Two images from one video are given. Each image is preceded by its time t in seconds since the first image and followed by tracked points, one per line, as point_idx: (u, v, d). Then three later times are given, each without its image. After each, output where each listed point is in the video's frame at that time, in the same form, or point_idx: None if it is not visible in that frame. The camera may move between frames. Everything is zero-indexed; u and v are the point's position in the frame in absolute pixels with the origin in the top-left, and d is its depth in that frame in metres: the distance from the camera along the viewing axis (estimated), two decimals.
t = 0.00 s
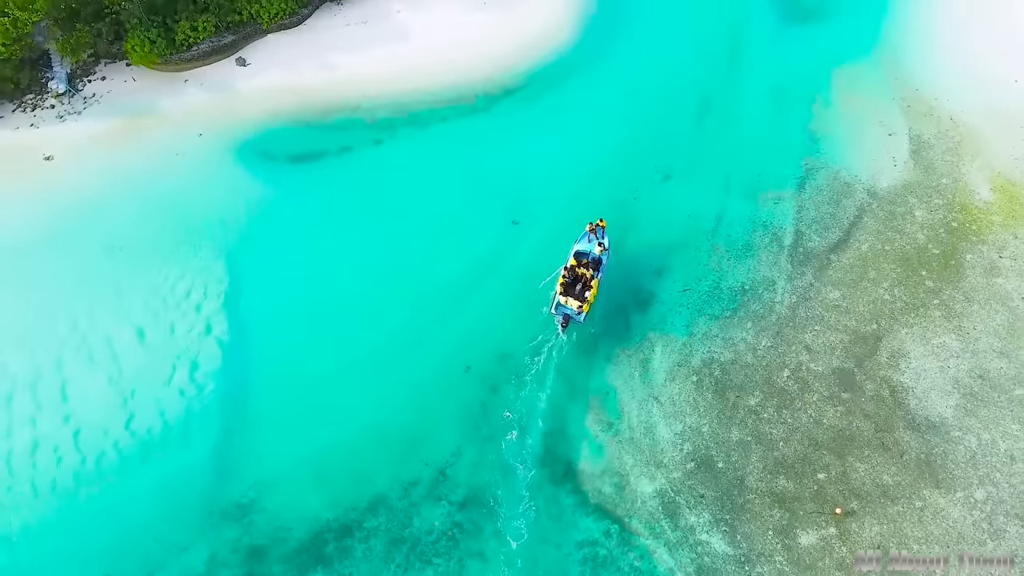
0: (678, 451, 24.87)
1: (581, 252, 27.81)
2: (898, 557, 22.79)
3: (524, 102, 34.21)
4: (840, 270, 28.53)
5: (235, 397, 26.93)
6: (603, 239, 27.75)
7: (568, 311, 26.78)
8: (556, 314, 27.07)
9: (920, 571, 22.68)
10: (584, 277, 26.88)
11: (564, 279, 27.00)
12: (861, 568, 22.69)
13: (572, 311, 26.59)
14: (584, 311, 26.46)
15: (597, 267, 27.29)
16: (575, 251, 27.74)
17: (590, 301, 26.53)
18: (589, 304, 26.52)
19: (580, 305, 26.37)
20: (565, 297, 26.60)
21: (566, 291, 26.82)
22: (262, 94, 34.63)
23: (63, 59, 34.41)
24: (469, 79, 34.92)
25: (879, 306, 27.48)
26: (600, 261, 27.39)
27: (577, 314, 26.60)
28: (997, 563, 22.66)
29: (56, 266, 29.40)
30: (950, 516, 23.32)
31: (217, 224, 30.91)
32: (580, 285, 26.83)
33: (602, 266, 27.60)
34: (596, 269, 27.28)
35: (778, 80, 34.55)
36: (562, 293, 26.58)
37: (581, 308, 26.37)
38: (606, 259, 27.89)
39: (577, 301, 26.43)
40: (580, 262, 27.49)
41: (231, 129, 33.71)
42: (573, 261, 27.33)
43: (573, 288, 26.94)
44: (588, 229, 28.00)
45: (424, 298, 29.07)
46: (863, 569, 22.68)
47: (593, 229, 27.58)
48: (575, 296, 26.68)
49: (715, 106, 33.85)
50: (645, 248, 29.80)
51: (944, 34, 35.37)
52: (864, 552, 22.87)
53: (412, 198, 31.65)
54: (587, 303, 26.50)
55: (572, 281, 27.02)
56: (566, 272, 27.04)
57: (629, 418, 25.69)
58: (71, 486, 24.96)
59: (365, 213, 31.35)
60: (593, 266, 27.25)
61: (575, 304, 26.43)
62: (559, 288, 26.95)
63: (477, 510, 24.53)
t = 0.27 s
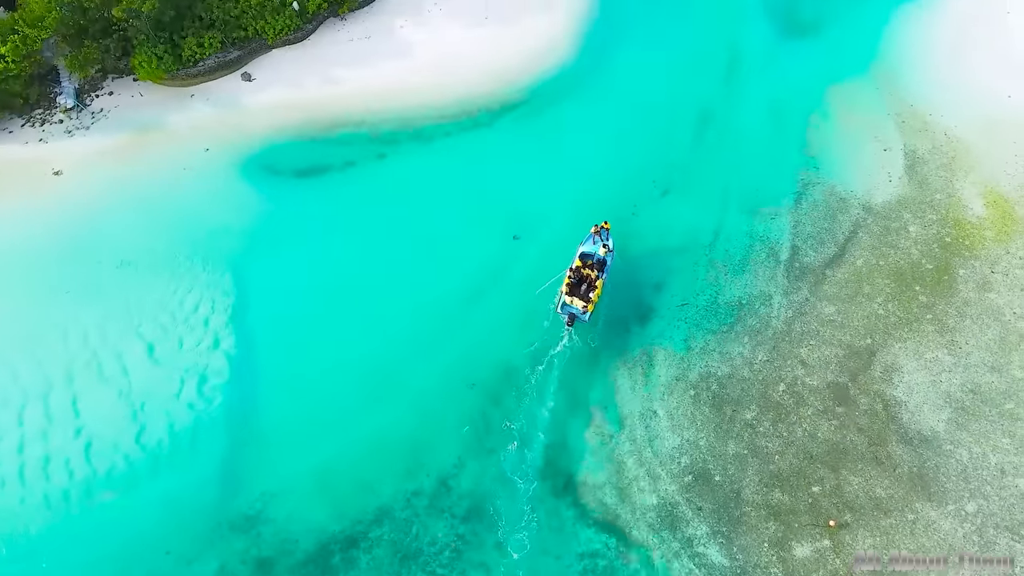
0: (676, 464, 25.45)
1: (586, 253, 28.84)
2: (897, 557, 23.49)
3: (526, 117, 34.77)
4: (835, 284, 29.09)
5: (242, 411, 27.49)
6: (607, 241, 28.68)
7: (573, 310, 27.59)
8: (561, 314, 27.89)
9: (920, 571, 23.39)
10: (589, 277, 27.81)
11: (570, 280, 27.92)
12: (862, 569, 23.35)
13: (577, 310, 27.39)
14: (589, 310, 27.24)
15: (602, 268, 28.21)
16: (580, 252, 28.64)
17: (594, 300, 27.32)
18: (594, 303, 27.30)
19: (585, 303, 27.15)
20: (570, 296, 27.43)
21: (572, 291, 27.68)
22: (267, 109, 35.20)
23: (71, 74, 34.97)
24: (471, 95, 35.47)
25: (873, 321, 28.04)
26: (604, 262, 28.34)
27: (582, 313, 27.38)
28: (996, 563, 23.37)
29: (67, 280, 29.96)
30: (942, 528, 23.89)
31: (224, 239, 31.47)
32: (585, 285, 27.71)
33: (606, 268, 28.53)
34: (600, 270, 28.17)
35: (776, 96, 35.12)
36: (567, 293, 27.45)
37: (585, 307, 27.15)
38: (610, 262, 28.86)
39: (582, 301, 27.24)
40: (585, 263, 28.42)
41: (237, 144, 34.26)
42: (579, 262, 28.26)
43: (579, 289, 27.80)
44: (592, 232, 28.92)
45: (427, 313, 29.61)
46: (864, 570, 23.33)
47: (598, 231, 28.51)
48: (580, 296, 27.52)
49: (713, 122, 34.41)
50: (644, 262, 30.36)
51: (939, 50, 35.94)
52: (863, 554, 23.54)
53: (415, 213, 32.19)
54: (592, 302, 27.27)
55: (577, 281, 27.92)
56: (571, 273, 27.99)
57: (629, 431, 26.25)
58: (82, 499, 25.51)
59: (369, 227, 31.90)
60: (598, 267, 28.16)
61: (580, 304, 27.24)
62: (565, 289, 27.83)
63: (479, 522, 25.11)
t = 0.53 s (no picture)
0: (674, 473, 26.00)
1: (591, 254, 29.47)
2: (897, 557, 24.18)
3: (527, 129, 35.31)
4: (831, 296, 29.64)
5: (249, 420, 28.03)
6: (612, 242, 29.22)
7: (578, 308, 28.20)
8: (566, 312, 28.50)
9: (920, 571, 24.01)
10: (593, 277, 28.67)
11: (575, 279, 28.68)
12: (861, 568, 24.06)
13: (582, 309, 27.96)
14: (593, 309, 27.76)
15: (606, 268, 28.96)
16: (585, 252, 29.41)
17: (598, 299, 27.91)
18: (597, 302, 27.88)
19: (589, 302, 27.72)
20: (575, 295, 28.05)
21: (577, 290, 28.35)
22: (272, 121, 35.76)
23: (79, 88, 35.53)
24: (473, 107, 36.00)
25: (867, 333, 28.58)
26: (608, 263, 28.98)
27: (586, 312, 27.93)
28: (996, 563, 24.03)
29: (76, 291, 30.51)
30: (933, 537, 24.45)
31: (230, 251, 32.02)
32: (590, 284, 28.53)
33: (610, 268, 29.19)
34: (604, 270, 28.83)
35: (773, 108, 35.68)
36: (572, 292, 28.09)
37: (590, 305, 27.68)
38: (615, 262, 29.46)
39: (586, 300, 27.79)
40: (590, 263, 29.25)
41: (242, 156, 34.79)
42: (584, 262, 29.11)
43: (583, 288, 28.61)
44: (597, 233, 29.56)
45: (430, 323, 30.16)
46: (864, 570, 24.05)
47: (602, 232, 29.12)
48: (584, 295, 28.16)
49: (711, 134, 34.95)
50: (644, 274, 30.90)
51: (934, 62, 36.54)
52: (862, 553, 24.25)
53: (418, 225, 32.74)
54: (596, 301, 27.85)
55: (582, 280, 28.69)
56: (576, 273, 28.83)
57: (628, 441, 26.80)
58: (93, 507, 26.05)
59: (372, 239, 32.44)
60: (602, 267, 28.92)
61: (584, 303, 27.80)
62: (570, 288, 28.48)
63: (482, 530, 25.67)
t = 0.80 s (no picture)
0: (672, 482, 26.57)
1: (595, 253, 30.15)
2: (897, 557, 24.86)
3: (528, 142, 35.85)
4: (826, 307, 30.20)
5: (255, 430, 28.59)
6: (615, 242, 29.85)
7: (582, 306, 29.20)
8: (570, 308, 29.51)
9: (920, 570, 24.69)
10: (597, 276, 29.29)
11: (579, 278, 29.39)
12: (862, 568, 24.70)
13: (585, 306, 28.99)
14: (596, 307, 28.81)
15: (610, 268, 29.60)
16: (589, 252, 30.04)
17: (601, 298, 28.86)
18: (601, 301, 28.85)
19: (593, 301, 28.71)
20: (579, 293, 28.96)
21: (581, 288, 29.19)
22: (277, 133, 36.30)
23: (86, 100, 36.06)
24: (475, 119, 36.55)
25: (862, 343, 29.14)
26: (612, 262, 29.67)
27: (590, 309, 28.99)
28: (996, 563, 24.75)
29: (85, 302, 31.06)
30: (925, 544, 25.04)
31: (236, 262, 32.57)
32: (594, 283, 29.21)
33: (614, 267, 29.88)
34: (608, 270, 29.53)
35: (770, 120, 36.24)
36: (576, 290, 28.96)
37: (593, 304, 28.70)
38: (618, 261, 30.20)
39: (590, 299, 28.73)
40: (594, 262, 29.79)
41: (247, 168, 35.32)
42: (588, 262, 29.66)
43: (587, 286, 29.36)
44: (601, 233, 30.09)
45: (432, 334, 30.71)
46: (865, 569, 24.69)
47: (607, 233, 29.71)
48: (589, 293, 29.05)
49: (709, 146, 35.50)
50: (643, 284, 31.47)
51: (928, 74, 37.14)
52: (863, 553, 24.91)
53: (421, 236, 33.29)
54: (599, 300, 28.82)
55: (586, 279, 29.39)
56: (580, 272, 29.44)
57: (628, 450, 27.36)
58: (104, 516, 26.62)
59: (376, 250, 33.00)
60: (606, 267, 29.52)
61: (588, 301, 28.77)
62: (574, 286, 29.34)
63: (484, 537, 26.25)
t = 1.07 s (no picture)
0: (669, 489, 27.26)
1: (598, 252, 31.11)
2: (897, 558, 25.61)
3: (528, 154, 36.56)
4: (820, 316, 30.91)
5: (262, 440, 29.26)
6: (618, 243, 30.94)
7: (585, 303, 30.12)
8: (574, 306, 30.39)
9: (919, 570, 25.45)
10: (600, 275, 30.17)
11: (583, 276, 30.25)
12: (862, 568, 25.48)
13: (589, 304, 29.95)
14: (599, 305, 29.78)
15: (613, 267, 30.52)
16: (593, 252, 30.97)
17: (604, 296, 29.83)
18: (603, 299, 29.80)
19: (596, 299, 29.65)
20: (583, 291, 29.86)
21: (585, 286, 30.06)
22: (281, 146, 37.00)
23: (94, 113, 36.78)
24: (475, 131, 37.24)
25: (854, 352, 29.85)
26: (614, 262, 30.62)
27: (593, 307, 29.95)
28: (997, 563, 25.43)
29: (95, 315, 31.78)
30: (916, 549, 25.74)
31: (242, 274, 33.28)
32: (597, 282, 30.10)
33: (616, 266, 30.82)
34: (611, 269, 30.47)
35: (765, 132, 36.96)
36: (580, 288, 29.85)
37: (597, 301, 29.64)
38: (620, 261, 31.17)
39: (594, 296, 29.66)
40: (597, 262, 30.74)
41: (252, 181, 36.00)
42: (592, 260, 30.56)
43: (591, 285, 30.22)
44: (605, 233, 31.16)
45: (435, 345, 31.40)
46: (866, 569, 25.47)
47: (610, 232, 30.75)
48: (592, 291, 29.95)
49: (705, 158, 36.19)
50: (640, 295, 32.17)
51: (921, 85, 37.88)
52: (863, 554, 25.68)
53: (423, 248, 33.97)
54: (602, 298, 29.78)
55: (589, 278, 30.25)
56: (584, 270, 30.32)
57: (626, 458, 28.05)
58: (115, 524, 27.31)
59: (379, 262, 33.68)
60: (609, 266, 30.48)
61: (591, 298, 29.73)
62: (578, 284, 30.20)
63: (486, 543, 26.94)
